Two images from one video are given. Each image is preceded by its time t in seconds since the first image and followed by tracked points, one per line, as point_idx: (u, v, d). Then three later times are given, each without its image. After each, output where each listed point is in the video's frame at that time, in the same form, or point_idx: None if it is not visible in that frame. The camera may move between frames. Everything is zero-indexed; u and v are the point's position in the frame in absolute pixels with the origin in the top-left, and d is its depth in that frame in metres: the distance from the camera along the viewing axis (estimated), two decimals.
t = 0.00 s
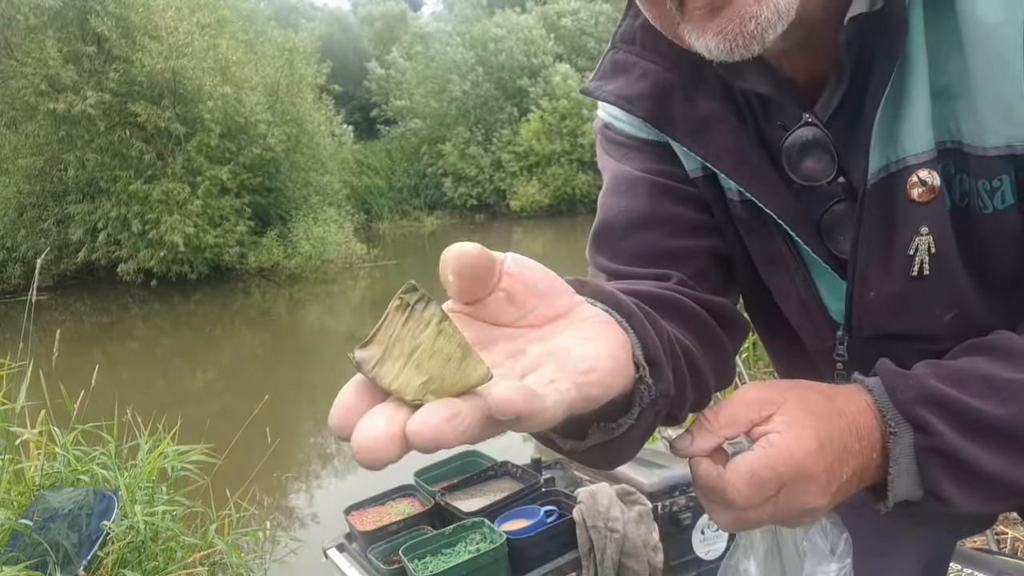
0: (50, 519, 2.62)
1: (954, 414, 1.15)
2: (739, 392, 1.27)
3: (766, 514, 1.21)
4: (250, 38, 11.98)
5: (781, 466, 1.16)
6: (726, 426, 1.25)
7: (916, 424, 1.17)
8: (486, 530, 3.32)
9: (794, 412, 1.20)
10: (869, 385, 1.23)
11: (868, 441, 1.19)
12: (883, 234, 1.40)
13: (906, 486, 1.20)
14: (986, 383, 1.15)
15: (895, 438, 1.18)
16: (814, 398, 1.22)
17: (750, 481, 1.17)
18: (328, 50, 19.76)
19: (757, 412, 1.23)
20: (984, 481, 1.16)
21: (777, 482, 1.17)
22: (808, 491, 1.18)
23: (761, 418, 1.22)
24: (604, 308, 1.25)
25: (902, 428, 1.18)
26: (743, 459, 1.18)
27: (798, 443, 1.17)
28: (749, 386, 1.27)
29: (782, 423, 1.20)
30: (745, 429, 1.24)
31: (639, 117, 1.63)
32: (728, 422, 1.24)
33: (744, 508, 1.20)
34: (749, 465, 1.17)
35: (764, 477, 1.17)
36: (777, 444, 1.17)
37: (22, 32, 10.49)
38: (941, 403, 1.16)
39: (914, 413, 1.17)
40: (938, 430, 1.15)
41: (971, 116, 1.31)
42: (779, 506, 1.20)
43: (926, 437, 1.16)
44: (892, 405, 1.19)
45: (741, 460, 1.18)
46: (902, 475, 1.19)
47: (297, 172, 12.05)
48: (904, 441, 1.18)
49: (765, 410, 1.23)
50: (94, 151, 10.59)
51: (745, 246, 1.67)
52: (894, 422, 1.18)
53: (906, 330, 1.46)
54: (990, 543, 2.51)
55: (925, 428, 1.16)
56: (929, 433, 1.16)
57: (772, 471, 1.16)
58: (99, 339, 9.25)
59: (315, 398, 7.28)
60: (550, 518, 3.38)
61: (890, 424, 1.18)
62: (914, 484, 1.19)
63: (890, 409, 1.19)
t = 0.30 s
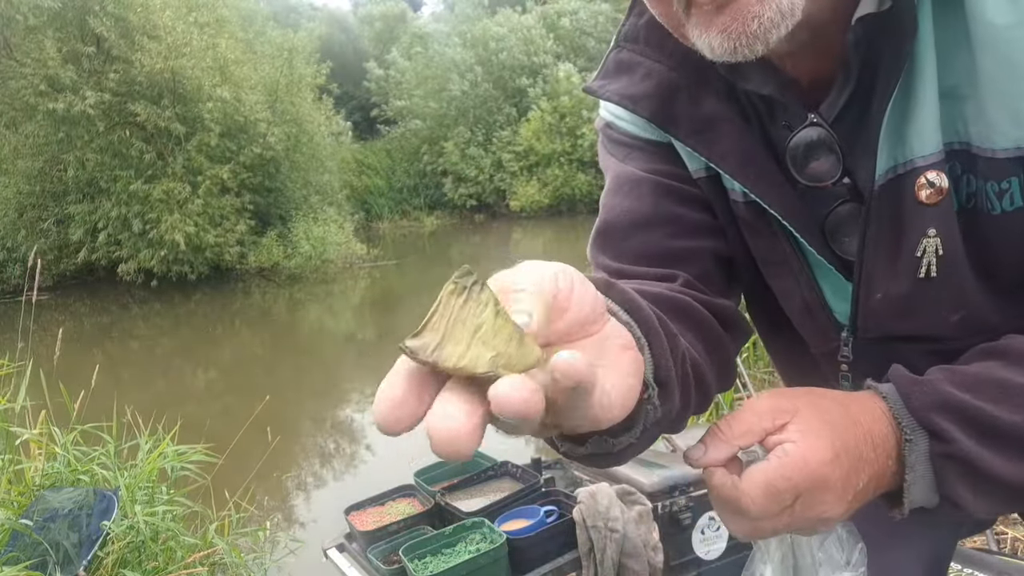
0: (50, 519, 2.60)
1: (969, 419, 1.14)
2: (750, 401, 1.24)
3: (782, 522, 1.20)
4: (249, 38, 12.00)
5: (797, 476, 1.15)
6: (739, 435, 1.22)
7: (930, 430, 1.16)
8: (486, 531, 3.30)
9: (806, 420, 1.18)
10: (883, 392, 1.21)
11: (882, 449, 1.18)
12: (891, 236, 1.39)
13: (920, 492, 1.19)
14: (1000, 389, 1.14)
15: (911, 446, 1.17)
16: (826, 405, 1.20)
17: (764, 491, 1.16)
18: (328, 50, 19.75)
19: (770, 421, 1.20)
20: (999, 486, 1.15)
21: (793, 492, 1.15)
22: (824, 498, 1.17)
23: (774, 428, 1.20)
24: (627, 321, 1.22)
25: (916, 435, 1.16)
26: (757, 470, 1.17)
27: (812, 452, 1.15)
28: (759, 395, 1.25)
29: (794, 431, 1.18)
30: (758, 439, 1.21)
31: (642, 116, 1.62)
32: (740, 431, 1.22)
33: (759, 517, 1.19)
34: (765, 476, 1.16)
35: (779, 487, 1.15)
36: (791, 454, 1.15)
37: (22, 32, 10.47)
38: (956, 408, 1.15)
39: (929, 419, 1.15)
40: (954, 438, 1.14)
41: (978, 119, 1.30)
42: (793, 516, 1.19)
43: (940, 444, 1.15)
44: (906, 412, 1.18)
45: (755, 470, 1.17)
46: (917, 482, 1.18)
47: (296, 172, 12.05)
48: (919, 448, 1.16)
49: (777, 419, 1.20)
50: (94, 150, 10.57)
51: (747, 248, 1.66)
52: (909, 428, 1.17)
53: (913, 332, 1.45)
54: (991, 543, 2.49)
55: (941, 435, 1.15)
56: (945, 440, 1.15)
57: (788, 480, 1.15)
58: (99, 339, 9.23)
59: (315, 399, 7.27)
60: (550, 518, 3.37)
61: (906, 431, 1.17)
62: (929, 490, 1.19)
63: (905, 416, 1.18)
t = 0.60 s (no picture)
0: (50, 519, 2.59)
1: (979, 420, 1.13)
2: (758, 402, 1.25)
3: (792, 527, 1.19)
4: (248, 38, 12.00)
5: (805, 478, 1.14)
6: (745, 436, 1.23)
7: (940, 431, 1.15)
8: (486, 530, 3.29)
9: (814, 423, 1.18)
10: (891, 393, 1.20)
11: (891, 452, 1.16)
12: (896, 235, 1.38)
13: (928, 495, 1.18)
14: (1012, 391, 1.13)
15: (919, 448, 1.15)
16: (835, 406, 1.20)
17: (772, 494, 1.15)
18: (328, 50, 19.74)
19: (777, 423, 1.21)
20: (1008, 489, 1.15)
21: (801, 495, 1.15)
22: (834, 502, 1.16)
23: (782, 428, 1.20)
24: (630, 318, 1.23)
25: (925, 438, 1.15)
26: (765, 472, 1.17)
27: (821, 455, 1.14)
28: (769, 397, 1.25)
29: (802, 434, 1.17)
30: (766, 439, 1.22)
31: (645, 114, 1.61)
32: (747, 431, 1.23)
33: (766, 521, 1.18)
34: (773, 478, 1.15)
35: (787, 489, 1.15)
36: (798, 456, 1.15)
37: (21, 32, 10.45)
38: (966, 410, 1.13)
39: (938, 422, 1.14)
40: (964, 440, 1.13)
41: (986, 120, 1.29)
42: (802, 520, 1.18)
43: (949, 446, 1.14)
44: (915, 414, 1.17)
45: (764, 471, 1.17)
46: (924, 485, 1.17)
47: (296, 173, 12.04)
48: (928, 449, 1.15)
49: (785, 421, 1.21)
50: (94, 150, 10.56)
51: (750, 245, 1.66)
52: (917, 431, 1.16)
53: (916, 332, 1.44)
54: (991, 543, 2.48)
55: (950, 437, 1.14)
56: (953, 442, 1.14)
57: (796, 483, 1.14)
58: (99, 338, 9.23)
59: (315, 399, 7.26)
60: (550, 518, 3.37)
61: (914, 433, 1.16)
62: (937, 494, 1.18)
63: (914, 418, 1.16)
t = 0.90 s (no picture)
0: (50, 519, 2.57)
1: (993, 411, 1.11)
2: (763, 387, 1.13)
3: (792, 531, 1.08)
4: (246, 38, 12.01)
5: (831, 477, 1.04)
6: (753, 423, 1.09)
7: (952, 423, 1.11)
8: (486, 530, 3.28)
9: (831, 413, 1.08)
10: (903, 382, 1.15)
11: (905, 446, 1.11)
12: (896, 235, 1.37)
13: (935, 490, 1.14)
14: None
15: (931, 441, 1.11)
16: (848, 396, 1.11)
17: (799, 495, 1.02)
18: (328, 51, 19.73)
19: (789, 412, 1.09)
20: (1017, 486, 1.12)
21: (825, 495, 1.04)
22: (846, 502, 1.08)
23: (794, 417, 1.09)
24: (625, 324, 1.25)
25: (938, 430, 1.11)
26: (784, 471, 1.03)
27: (843, 449, 1.05)
28: (773, 381, 1.13)
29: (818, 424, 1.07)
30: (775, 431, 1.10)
31: (646, 113, 1.61)
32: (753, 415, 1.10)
33: (782, 529, 1.04)
34: (796, 475, 1.03)
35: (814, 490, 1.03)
36: (821, 448, 1.05)
37: (20, 32, 10.44)
38: (983, 401, 1.11)
39: (955, 414, 1.10)
40: (977, 432, 1.09)
41: (990, 120, 1.29)
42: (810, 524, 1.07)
43: (962, 438, 1.10)
44: (929, 406, 1.12)
45: (781, 471, 1.04)
46: (932, 480, 1.13)
47: (296, 173, 12.01)
48: (940, 444, 1.11)
49: (797, 408, 1.10)
50: (94, 150, 10.55)
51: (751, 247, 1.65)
52: (930, 422, 1.11)
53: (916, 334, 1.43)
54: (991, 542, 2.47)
55: (963, 428, 1.10)
56: (968, 434, 1.10)
57: (821, 482, 1.03)
58: (99, 339, 9.22)
59: (314, 399, 7.25)
60: (550, 518, 3.36)
61: (927, 424, 1.11)
62: (944, 488, 1.13)
63: (927, 408, 1.12)
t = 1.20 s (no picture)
0: (50, 519, 2.57)
1: (967, 392, 1.01)
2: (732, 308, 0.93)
3: (719, 478, 0.92)
4: (245, 38, 12.04)
5: (796, 416, 0.87)
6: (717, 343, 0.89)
7: (926, 399, 0.99)
8: (486, 531, 3.29)
9: (805, 349, 0.92)
10: (875, 355, 1.02)
11: (874, 416, 0.97)
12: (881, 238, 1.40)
13: (898, 481, 1.01)
14: (998, 367, 1.05)
15: (901, 420, 0.99)
16: (820, 346, 0.95)
17: (755, 424, 0.85)
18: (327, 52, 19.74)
19: (762, 338, 0.91)
20: (979, 480, 1.03)
21: (779, 434, 0.88)
22: (795, 457, 0.92)
23: (766, 346, 0.91)
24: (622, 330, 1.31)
25: (911, 407, 0.99)
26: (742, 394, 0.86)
27: (816, 392, 0.88)
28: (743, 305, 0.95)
29: (789, 357, 0.90)
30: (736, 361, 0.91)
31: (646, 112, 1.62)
32: (723, 335, 0.90)
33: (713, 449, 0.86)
34: (759, 402, 0.85)
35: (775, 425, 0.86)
36: (792, 384, 0.87)
37: (20, 33, 10.44)
38: (958, 377, 1.01)
39: (930, 390, 0.99)
40: (954, 413, 0.99)
41: (980, 124, 1.29)
42: (744, 473, 0.91)
43: (936, 418, 0.99)
44: (902, 378, 1.00)
45: (741, 393, 0.86)
46: (895, 469, 1.00)
47: (296, 173, 12.04)
48: (910, 423, 0.99)
49: (770, 337, 0.91)
50: (94, 151, 10.55)
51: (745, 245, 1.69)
52: (902, 398, 0.99)
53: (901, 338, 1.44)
54: (991, 542, 2.48)
55: (936, 405, 0.99)
56: (943, 413, 0.99)
57: (782, 420, 0.86)
58: (99, 339, 9.24)
59: (314, 399, 7.27)
60: (550, 518, 3.37)
61: (899, 400, 0.99)
62: (905, 481, 1.01)
63: (898, 380, 1.00)
